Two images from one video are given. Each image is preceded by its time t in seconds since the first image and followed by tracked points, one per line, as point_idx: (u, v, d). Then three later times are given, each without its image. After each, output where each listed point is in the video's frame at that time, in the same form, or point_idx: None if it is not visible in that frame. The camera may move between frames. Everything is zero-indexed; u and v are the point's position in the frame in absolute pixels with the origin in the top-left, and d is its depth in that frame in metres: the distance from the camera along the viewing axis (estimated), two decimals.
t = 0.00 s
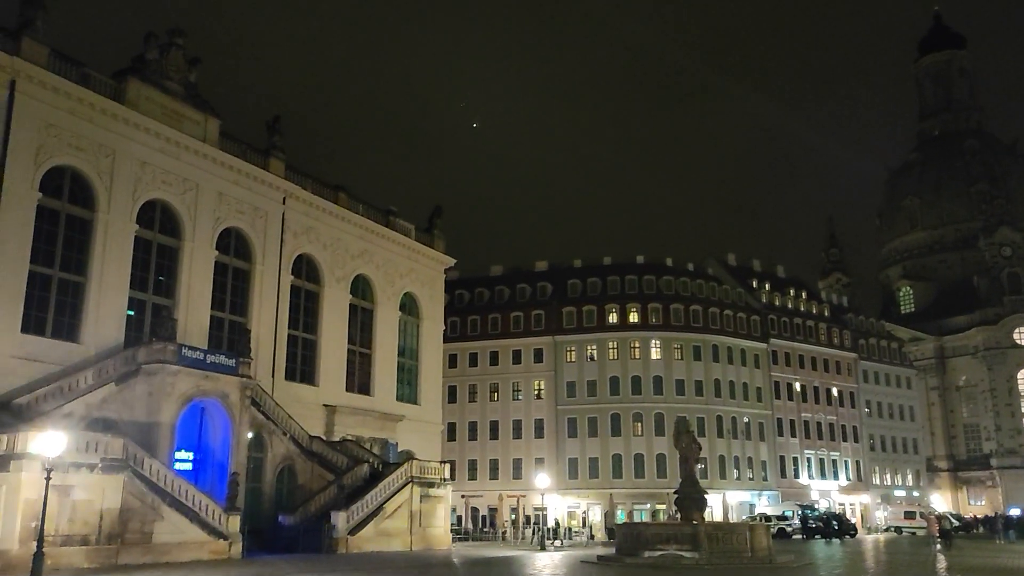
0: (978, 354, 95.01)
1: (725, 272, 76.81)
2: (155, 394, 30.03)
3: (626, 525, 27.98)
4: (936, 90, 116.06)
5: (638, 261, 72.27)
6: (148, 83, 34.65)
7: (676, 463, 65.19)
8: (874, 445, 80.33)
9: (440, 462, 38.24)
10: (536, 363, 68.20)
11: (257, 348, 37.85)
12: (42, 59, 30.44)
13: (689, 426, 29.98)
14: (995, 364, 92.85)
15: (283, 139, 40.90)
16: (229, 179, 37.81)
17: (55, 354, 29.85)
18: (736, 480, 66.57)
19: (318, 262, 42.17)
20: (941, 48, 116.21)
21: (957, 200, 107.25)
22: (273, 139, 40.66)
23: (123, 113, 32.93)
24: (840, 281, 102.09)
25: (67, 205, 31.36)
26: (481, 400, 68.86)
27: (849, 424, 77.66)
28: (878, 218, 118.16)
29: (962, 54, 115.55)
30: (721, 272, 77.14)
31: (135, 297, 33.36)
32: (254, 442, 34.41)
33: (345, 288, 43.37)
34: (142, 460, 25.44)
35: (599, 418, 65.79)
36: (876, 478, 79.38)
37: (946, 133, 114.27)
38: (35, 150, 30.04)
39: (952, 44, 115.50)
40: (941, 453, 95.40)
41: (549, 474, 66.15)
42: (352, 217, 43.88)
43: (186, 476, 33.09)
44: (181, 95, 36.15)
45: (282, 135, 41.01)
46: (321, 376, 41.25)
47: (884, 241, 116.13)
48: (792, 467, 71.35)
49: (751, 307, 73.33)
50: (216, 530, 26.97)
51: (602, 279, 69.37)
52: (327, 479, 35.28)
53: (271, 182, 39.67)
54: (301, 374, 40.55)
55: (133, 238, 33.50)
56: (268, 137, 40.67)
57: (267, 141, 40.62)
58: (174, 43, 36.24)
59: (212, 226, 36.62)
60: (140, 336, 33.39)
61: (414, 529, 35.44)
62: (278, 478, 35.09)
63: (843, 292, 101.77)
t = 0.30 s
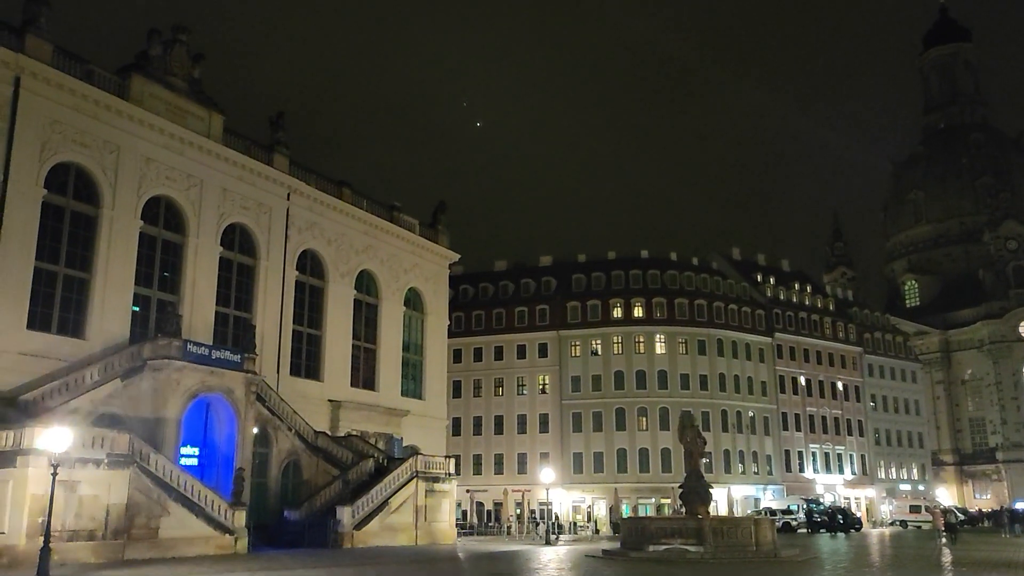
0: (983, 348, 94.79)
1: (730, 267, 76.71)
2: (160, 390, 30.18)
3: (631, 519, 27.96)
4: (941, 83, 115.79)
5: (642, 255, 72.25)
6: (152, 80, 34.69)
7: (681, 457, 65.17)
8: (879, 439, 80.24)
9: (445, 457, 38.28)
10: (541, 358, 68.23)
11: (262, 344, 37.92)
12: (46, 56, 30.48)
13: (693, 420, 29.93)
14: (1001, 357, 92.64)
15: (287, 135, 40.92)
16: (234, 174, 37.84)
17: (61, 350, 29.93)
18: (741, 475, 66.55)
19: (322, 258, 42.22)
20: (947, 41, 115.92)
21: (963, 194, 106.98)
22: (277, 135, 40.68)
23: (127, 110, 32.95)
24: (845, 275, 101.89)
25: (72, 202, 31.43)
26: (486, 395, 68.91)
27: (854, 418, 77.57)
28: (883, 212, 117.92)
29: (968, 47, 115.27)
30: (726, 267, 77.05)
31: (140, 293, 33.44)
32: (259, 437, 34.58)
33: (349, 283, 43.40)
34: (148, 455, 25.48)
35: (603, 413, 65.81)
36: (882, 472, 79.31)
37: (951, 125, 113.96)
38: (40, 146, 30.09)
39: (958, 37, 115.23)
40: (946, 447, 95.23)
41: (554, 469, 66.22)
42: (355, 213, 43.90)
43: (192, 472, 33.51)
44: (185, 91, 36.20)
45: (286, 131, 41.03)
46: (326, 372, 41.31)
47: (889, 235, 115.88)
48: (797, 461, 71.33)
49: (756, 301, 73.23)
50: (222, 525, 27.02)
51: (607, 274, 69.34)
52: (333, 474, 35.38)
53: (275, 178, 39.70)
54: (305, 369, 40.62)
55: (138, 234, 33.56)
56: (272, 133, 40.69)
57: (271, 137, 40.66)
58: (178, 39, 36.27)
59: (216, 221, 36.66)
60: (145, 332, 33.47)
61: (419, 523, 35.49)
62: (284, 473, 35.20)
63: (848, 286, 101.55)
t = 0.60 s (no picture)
0: (991, 345, 94.51)
1: (736, 264, 76.56)
2: (168, 389, 30.22)
3: (637, 517, 28.00)
4: (948, 79, 115.48)
5: (648, 252, 72.21)
6: (158, 79, 34.74)
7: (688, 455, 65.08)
8: (887, 437, 80.08)
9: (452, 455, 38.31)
10: (547, 355, 68.26)
11: (269, 342, 38.01)
12: (53, 55, 30.57)
13: (700, 417, 29.92)
14: (1009, 354, 92.34)
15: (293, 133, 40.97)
16: (240, 173, 37.89)
17: (68, 349, 30.02)
18: (748, 472, 66.47)
19: (328, 256, 42.26)
20: (954, 37, 115.60)
21: (970, 190, 106.67)
22: (283, 133, 40.73)
23: (133, 109, 33.01)
24: (852, 272, 101.63)
25: (79, 201, 31.50)
26: (492, 393, 68.97)
27: (862, 415, 77.42)
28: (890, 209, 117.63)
29: (975, 43, 114.94)
30: (732, 264, 76.92)
31: (147, 292, 33.51)
32: (266, 435, 34.69)
33: (356, 282, 43.44)
34: (155, 454, 25.56)
35: (610, 411, 65.79)
36: (889, 470, 79.13)
37: (959, 122, 113.62)
38: (47, 146, 30.17)
39: (965, 33, 114.92)
40: (954, 445, 94.99)
41: (560, 466, 66.24)
42: (361, 211, 43.95)
43: (199, 470, 33.49)
44: (192, 90, 36.25)
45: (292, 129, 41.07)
46: (333, 370, 41.37)
47: (896, 232, 115.57)
48: (805, 458, 71.24)
49: (762, 298, 73.11)
50: (230, 523, 27.11)
51: (613, 271, 69.31)
52: (340, 471, 35.45)
53: (282, 177, 39.75)
54: (312, 368, 40.69)
55: (145, 232, 33.64)
56: (278, 132, 40.74)
57: (277, 135, 40.71)
58: (184, 38, 36.34)
59: (223, 220, 36.72)
60: (152, 331, 33.53)
61: (426, 522, 35.51)
62: (290, 471, 35.26)
63: (855, 283, 101.31)
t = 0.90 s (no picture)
0: (1006, 345, 93.85)
1: (749, 264, 76.31)
2: (181, 390, 30.37)
3: (649, 518, 27.95)
4: (962, 78, 114.76)
5: (660, 253, 72.06)
6: (171, 81, 34.93)
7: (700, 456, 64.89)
8: (901, 437, 79.65)
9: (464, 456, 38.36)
10: (559, 356, 68.21)
11: (281, 344, 38.13)
12: (67, 59, 30.77)
13: (712, 418, 29.81)
14: None
15: (305, 135, 41.09)
16: (252, 175, 38.05)
17: (82, 350, 30.20)
18: (761, 474, 66.25)
19: (340, 258, 42.37)
20: (968, 35, 114.89)
21: (985, 189, 105.96)
22: (295, 135, 40.86)
23: (147, 112, 33.20)
24: (865, 272, 101.07)
25: (93, 203, 31.69)
26: (504, 394, 68.96)
27: (875, 416, 77.03)
28: (903, 209, 116.99)
29: (989, 41, 114.18)
30: (744, 264, 76.63)
31: (160, 294, 33.68)
32: (279, 436, 34.78)
33: (368, 283, 43.53)
34: (168, 454, 25.70)
35: (621, 412, 65.68)
36: (903, 471, 78.69)
37: (974, 121, 112.89)
38: (61, 148, 30.37)
39: (979, 31, 114.20)
40: (968, 445, 94.38)
41: (572, 467, 66.17)
42: (373, 213, 44.06)
43: (212, 470, 33.58)
44: (205, 92, 36.43)
45: (305, 131, 41.21)
46: (345, 371, 41.47)
47: (910, 232, 114.95)
48: (817, 459, 70.93)
49: (775, 299, 72.86)
50: (242, 523, 27.22)
51: (625, 272, 69.23)
52: (352, 472, 35.53)
53: (294, 179, 39.88)
54: (324, 369, 40.80)
55: (158, 234, 33.81)
56: (290, 134, 40.87)
57: (289, 137, 40.85)
58: (197, 41, 36.51)
59: (235, 222, 36.87)
60: (166, 333, 33.71)
61: (438, 522, 35.56)
62: (302, 472, 35.37)
63: (868, 283, 100.78)
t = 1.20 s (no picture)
0: None
1: (763, 266, 76.04)
2: (196, 392, 30.56)
3: (664, 521, 27.84)
4: (978, 78, 114.06)
5: (674, 255, 71.90)
6: (187, 85, 35.12)
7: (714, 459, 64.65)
8: (917, 440, 79.11)
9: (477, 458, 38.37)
10: (572, 358, 68.10)
11: (295, 346, 38.25)
12: (84, 63, 31.01)
13: (727, 420, 29.69)
14: None
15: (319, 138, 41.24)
16: (267, 178, 38.21)
17: (99, 353, 30.39)
18: (775, 476, 65.95)
19: (354, 260, 42.47)
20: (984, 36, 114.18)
21: (1002, 191, 105.20)
22: (309, 138, 41.02)
23: (162, 115, 33.41)
24: (881, 274, 100.47)
25: (109, 206, 31.88)
26: (517, 396, 68.92)
27: (891, 419, 76.56)
28: (919, 210, 116.29)
29: (1006, 41, 113.42)
30: (758, 266, 76.31)
31: (175, 296, 33.86)
32: (293, 438, 34.90)
33: (381, 285, 43.63)
34: (183, 456, 25.82)
35: (635, 414, 65.53)
36: (920, 474, 78.14)
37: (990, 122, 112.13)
38: (78, 152, 30.59)
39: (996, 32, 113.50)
40: (986, 449, 93.63)
41: (586, 470, 66.06)
42: (387, 215, 44.16)
43: (227, 471, 33.70)
44: (220, 96, 36.62)
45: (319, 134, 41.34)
46: (359, 373, 41.56)
47: (926, 233, 114.26)
48: (833, 462, 70.55)
49: (790, 301, 72.56)
50: (258, 525, 27.34)
51: (638, 274, 69.13)
52: (366, 474, 35.64)
53: (308, 181, 40.03)
54: (338, 371, 40.89)
55: (174, 237, 33.99)
56: (304, 137, 41.01)
57: (303, 140, 41.00)
58: (212, 44, 36.70)
59: (250, 225, 37.04)
60: (181, 335, 33.89)
61: (452, 524, 35.57)
62: (317, 474, 35.47)
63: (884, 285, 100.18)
